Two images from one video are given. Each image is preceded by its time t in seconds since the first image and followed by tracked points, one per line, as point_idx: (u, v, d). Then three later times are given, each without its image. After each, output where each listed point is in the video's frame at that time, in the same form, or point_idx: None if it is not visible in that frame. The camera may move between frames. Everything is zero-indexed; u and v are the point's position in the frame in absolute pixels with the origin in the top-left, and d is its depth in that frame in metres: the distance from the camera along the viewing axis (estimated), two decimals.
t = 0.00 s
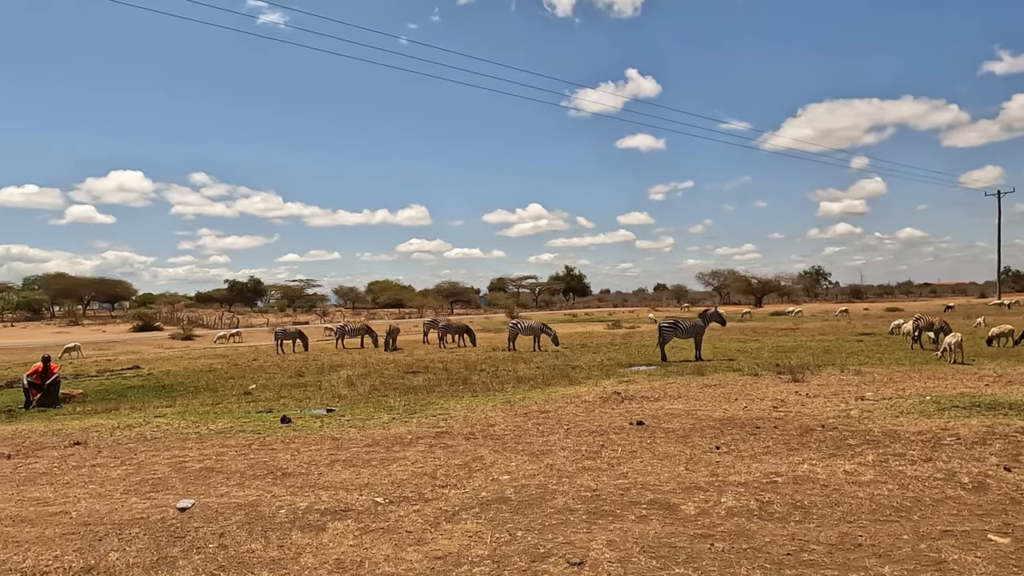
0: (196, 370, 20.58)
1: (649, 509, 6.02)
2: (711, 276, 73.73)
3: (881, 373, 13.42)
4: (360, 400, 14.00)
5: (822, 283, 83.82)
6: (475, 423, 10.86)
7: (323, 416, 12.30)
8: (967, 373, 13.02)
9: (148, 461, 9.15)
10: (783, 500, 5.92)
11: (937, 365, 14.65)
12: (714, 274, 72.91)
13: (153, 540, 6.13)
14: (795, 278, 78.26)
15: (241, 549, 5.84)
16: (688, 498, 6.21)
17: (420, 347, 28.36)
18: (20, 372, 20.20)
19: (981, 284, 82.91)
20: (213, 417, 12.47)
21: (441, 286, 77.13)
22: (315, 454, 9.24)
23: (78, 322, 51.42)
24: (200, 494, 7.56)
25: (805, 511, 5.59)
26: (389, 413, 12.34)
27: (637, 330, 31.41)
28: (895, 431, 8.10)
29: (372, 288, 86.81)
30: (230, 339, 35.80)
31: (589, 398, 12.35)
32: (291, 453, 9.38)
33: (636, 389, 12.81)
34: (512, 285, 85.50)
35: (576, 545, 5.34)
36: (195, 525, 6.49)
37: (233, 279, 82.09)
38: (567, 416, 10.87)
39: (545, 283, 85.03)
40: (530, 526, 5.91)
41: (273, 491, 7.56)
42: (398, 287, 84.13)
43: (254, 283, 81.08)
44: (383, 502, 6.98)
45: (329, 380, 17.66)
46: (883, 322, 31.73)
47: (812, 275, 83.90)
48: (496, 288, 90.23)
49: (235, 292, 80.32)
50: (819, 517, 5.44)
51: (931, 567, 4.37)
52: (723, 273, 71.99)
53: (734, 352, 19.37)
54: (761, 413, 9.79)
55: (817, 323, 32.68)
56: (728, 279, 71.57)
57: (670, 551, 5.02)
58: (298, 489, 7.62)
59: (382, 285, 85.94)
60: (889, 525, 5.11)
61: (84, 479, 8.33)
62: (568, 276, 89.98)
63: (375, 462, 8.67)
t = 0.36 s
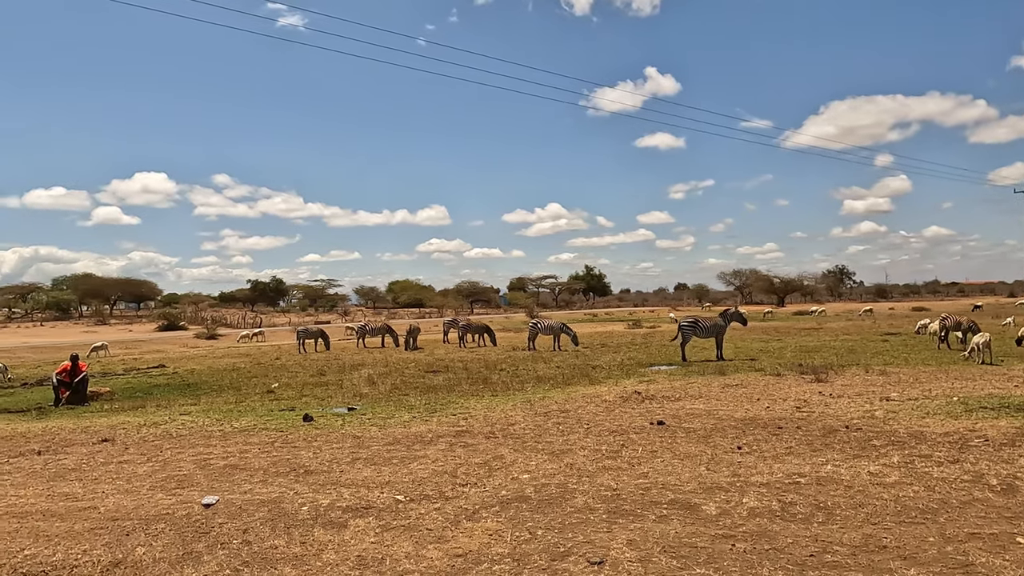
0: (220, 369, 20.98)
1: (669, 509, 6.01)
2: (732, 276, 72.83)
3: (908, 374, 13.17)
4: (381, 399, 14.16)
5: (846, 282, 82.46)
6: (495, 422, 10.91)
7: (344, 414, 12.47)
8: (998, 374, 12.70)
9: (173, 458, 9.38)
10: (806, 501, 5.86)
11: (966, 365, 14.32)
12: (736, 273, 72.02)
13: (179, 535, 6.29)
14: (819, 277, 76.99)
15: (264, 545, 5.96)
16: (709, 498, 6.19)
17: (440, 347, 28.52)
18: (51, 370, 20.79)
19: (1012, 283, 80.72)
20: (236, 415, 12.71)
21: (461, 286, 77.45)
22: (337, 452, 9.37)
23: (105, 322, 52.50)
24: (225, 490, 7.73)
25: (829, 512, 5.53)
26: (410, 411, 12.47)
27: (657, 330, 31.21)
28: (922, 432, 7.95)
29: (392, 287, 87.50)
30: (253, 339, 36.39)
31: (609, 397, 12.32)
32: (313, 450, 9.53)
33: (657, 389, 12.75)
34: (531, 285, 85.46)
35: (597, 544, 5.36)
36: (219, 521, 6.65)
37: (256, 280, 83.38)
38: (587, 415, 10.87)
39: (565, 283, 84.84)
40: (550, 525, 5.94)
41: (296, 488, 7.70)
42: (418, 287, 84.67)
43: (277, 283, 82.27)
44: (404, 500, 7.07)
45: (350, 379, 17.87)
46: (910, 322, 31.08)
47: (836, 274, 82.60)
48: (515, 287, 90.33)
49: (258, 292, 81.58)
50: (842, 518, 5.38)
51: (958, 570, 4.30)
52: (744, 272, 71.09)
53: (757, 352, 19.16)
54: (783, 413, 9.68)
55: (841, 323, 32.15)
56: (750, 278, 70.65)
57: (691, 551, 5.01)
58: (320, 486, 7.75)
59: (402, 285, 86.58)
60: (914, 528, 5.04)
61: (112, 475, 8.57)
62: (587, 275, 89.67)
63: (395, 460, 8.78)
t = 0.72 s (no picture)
0: (242, 368, 21.32)
1: (689, 510, 5.99)
2: (753, 275, 71.95)
3: (932, 374, 12.94)
4: (400, 398, 14.29)
5: (869, 282, 81.01)
6: (514, 422, 10.94)
7: (364, 413, 12.61)
8: None
9: (197, 456, 9.58)
10: (828, 502, 5.80)
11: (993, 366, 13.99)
12: (757, 273, 71.14)
13: (203, 531, 6.44)
14: (841, 276, 75.75)
15: (286, 542, 6.08)
16: (729, 499, 6.15)
17: (458, 347, 28.66)
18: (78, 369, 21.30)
19: None
20: (258, 413, 12.92)
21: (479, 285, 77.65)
22: (358, 451, 9.49)
23: (130, 322, 53.43)
24: (247, 488, 7.88)
25: (852, 514, 5.47)
26: (429, 410, 12.57)
27: (676, 330, 30.99)
28: (948, 433, 7.80)
29: (411, 288, 88.04)
30: (275, 338, 36.90)
31: (628, 397, 12.28)
32: (334, 449, 9.67)
33: (676, 389, 12.67)
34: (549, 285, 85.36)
35: (617, 544, 5.37)
36: (242, 518, 6.78)
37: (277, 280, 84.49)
38: (606, 415, 10.86)
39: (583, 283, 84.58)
40: (569, 525, 5.96)
41: (317, 486, 7.82)
42: (436, 287, 85.09)
43: (297, 283, 83.28)
44: (424, 498, 7.14)
45: (370, 379, 18.04)
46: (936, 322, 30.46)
47: (860, 273, 81.24)
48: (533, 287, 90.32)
49: (279, 292, 82.65)
50: (866, 520, 5.32)
51: (985, 573, 4.23)
52: (765, 271, 70.24)
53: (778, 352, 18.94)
54: (805, 414, 9.57)
55: (865, 322, 31.61)
56: (771, 277, 69.74)
57: (712, 552, 5.00)
58: (340, 484, 7.86)
59: (421, 285, 87.07)
60: (940, 530, 4.96)
61: (138, 472, 8.78)
62: (605, 275, 89.31)
63: (415, 459, 8.86)
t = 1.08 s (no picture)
0: (262, 368, 21.63)
1: (708, 511, 5.97)
2: (773, 274, 71.07)
3: (957, 375, 12.70)
4: (418, 398, 14.40)
5: (891, 281, 79.63)
6: (532, 422, 10.96)
7: (383, 412, 12.73)
8: None
9: (217, 454, 9.76)
10: (849, 504, 5.73)
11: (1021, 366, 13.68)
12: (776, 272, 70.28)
13: (224, 529, 6.56)
14: (863, 276, 74.54)
15: (305, 540, 6.17)
16: (748, 500, 6.11)
17: (475, 346, 28.76)
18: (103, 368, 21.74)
19: None
20: (278, 412, 13.12)
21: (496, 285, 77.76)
22: (376, 450, 9.58)
23: (153, 322, 54.33)
24: (267, 486, 8.01)
25: (873, 516, 5.40)
26: (447, 410, 12.65)
27: (694, 330, 30.76)
28: (972, 435, 7.65)
29: (429, 288, 88.48)
30: (294, 338, 37.33)
31: (646, 397, 12.24)
32: (353, 448, 9.79)
33: (695, 389, 12.59)
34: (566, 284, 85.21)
35: (635, 545, 5.36)
36: (262, 516, 6.90)
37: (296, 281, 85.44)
38: (624, 415, 10.83)
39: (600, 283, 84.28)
40: (587, 525, 5.97)
41: (336, 485, 7.92)
42: (453, 287, 85.39)
43: (316, 283, 84.13)
44: (442, 498, 7.19)
45: (388, 378, 18.19)
46: (961, 322, 29.83)
47: (882, 272, 79.90)
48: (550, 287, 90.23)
49: (298, 292, 83.55)
50: (888, 522, 5.25)
51: None
52: (784, 271, 69.35)
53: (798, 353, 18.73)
54: (826, 415, 9.45)
55: (887, 323, 31.09)
56: (791, 276, 68.84)
57: (730, 553, 4.97)
58: (359, 483, 7.95)
59: (438, 285, 87.44)
60: (964, 533, 4.88)
61: (160, 470, 8.97)
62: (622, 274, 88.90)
63: (433, 458, 8.93)
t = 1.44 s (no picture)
0: (279, 367, 21.89)
1: (725, 512, 5.94)
2: (790, 274, 70.25)
3: (980, 375, 12.45)
4: (434, 397, 14.48)
5: (912, 281, 78.30)
6: (547, 422, 10.97)
7: (399, 412, 12.82)
8: None
9: (236, 452, 9.91)
10: (869, 506, 5.67)
11: None
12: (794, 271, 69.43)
13: (243, 526, 6.68)
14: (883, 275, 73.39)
15: (322, 538, 6.25)
16: (766, 501, 6.07)
17: (490, 347, 28.81)
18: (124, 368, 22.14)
19: None
20: (296, 411, 13.28)
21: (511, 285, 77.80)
22: (392, 449, 9.67)
23: (172, 322, 55.11)
24: (285, 484, 8.13)
25: (893, 518, 5.34)
26: (462, 410, 12.71)
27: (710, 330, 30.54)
28: (995, 437, 7.52)
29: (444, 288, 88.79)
30: (311, 338, 37.66)
31: (662, 397, 12.19)
32: (369, 447, 9.88)
33: (711, 390, 12.50)
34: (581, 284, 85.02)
35: (651, 545, 5.36)
36: (280, 514, 7.01)
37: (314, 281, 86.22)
38: (640, 415, 10.80)
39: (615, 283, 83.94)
40: (603, 525, 5.98)
41: (353, 484, 8.01)
42: (468, 287, 85.58)
43: (333, 283, 84.82)
44: (458, 497, 7.25)
45: (404, 378, 18.30)
46: (983, 322, 29.28)
47: (902, 272, 78.60)
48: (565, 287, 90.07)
49: (315, 293, 84.26)
50: (908, 524, 5.18)
51: None
52: (803, 271, 68.47)
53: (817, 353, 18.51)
54: (845, 416, 9.35)
55: (907, 323, 30.61)
56: (809, 276, 67.96)
57: (747, 555, 4.95)
58: (375, 482, 8.03)
59: (453, 285, 87.70)
60: (987, 536, 4.81)
61: (179, 468, 9.13)
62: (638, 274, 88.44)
63: (449, 458, 8.99)
